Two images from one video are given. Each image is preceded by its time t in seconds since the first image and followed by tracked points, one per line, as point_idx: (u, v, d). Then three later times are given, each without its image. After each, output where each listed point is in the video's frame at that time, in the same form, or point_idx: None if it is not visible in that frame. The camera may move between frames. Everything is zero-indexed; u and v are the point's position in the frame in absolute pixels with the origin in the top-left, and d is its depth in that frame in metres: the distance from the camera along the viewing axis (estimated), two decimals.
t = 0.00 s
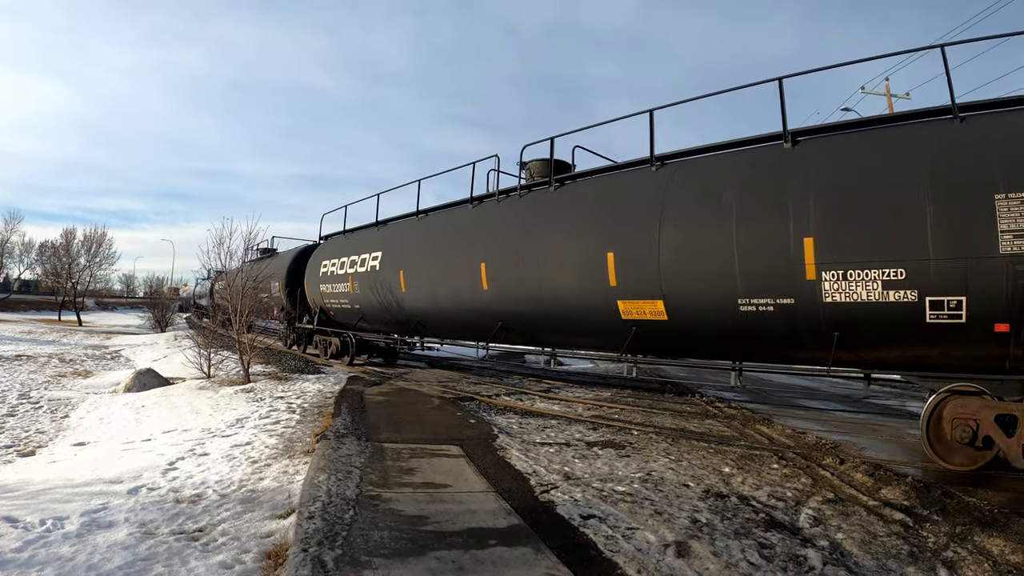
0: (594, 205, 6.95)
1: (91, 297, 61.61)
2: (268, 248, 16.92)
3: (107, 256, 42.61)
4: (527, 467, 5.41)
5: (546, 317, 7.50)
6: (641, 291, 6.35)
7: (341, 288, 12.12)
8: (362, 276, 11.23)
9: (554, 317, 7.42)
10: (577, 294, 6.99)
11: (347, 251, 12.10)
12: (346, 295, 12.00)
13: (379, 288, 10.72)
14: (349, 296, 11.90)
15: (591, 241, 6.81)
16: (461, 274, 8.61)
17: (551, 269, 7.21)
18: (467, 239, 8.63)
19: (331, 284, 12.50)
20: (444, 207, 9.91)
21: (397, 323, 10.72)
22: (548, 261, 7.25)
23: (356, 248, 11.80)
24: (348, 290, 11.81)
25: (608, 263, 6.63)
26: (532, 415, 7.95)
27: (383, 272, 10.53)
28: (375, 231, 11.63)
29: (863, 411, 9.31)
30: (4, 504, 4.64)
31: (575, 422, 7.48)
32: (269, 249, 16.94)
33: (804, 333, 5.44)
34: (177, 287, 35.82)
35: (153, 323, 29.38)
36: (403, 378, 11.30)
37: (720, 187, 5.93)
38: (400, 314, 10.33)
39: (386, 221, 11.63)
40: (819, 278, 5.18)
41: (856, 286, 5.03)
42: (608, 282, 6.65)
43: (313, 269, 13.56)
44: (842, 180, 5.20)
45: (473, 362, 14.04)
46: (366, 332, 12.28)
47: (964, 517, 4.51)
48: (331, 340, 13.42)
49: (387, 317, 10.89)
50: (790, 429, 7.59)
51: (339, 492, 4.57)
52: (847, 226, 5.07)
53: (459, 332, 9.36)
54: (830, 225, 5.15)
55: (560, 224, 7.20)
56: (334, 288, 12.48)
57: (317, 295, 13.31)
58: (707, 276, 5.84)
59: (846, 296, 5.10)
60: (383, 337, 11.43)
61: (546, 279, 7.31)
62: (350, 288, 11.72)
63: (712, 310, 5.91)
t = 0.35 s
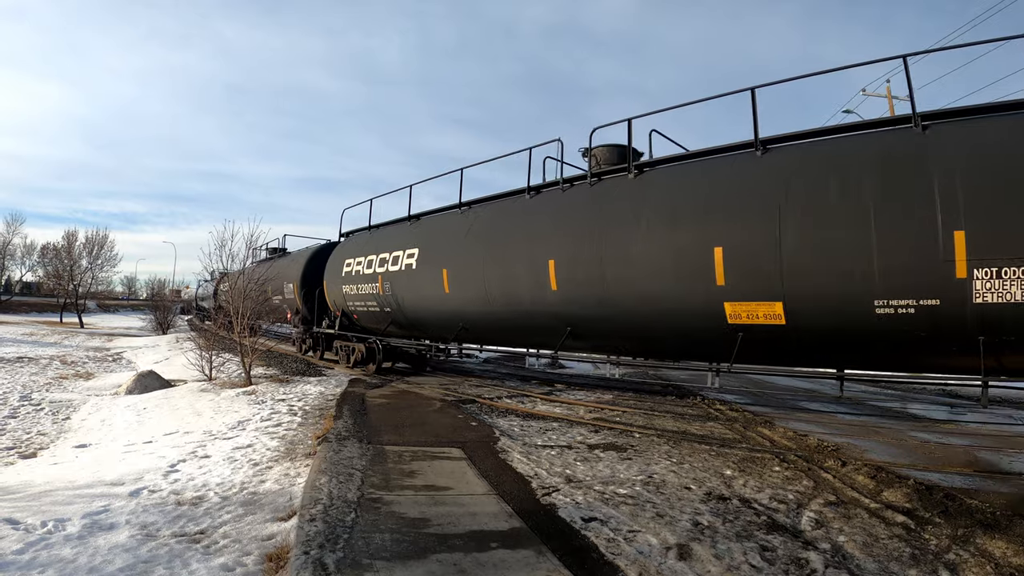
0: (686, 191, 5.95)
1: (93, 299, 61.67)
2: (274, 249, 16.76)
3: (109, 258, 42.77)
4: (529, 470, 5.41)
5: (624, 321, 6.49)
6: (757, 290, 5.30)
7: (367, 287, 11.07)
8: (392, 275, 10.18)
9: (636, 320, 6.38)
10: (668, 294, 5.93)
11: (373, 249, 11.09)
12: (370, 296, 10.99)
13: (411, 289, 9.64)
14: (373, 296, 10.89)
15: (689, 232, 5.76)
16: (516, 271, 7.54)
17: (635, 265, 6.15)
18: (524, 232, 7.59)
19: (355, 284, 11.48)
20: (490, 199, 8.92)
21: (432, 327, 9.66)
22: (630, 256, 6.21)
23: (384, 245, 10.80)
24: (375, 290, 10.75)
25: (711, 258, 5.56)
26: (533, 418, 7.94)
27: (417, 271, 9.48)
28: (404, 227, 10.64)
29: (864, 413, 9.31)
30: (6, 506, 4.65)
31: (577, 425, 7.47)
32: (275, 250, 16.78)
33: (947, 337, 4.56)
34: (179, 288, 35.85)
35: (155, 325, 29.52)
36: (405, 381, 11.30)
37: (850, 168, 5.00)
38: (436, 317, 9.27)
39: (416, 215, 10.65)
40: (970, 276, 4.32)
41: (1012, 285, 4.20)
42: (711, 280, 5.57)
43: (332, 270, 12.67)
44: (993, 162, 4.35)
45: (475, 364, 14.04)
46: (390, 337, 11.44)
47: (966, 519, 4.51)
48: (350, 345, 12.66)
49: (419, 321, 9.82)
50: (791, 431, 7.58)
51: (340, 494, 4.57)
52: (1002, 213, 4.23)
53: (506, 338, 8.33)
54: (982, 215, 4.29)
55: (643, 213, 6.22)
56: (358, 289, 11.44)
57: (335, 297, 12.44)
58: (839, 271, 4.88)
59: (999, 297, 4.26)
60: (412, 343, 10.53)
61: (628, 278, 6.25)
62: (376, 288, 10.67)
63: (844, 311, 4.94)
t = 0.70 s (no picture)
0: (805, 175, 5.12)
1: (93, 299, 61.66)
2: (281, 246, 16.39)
3: (110, 257, 42.77)
4: (529, 470, 5.41)
5: (724, 325, 5.60)
6: (900, 289, 4.52)
7: (397, 284, 9.96)
8: (428, 270, 9.10)
9: (742, 322, 5.47)
10: (788, 293, 5.06)
11: (405, 242, 10.00)
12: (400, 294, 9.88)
13: (452, 286, 8.58)
14: (403, 294, 9.82)
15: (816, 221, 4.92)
16: (588, 265, 6.53)
17: (747, 259, 5.23)
18: (597, 221, 6.60)
19: (382, 281, 10.38)
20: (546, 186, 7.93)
21: (475, 327, 8.61)
22: (738, 248, 5.29)
23: (418, 238, 9.73)
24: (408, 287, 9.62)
25: (844, 251, 4.74)
26: (534, 418, 7.95)
27: (460, 266, 8.41)
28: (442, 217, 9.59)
29: (864, 413, 9.31)
30: (6, 505, 4.65)
31: (577, 425, 7.48)
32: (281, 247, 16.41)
33: None
34: (179, 288, 35.84)
35: (156, 325, 29.54)
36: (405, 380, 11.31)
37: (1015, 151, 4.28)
38: (482, 315, 8.22)
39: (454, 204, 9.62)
40: None
41: None
42: (842, 277, 4.77)
43: (353, 266, 11.67)
44: None
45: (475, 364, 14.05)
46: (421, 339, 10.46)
47: (966, 519, 4.51)
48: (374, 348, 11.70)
49: (460, 320, 8.76)
50: (792, 431, 7.58)
51: (341, 494, 4.57)
52: None
53: (567, 341, 7.35)
54: None
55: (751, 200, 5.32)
56: (385, 286, 10.34)
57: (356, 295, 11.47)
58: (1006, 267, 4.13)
59: None
60: (450, 347, 9.53)
61: (736, 273, 5.32)
62: (409, 285, 9.58)
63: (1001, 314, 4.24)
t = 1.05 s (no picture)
0: (956, 158, 4.52)
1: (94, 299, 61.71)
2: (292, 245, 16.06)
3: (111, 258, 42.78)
4: (530, 470, 5.41)
5: (852, 326, 4.93)
6: None
7: (439, 282, 8.95)
8: (478, 265, 8.14)
9: (873, 323, 4.83)
10: (934, 290, 4.48)
11: (447, 235, 9.02)
12: (444, 296, 8.90)
13: (509, 283, 7.63)
14: (447, 294, 8.85)
15: (963, 211, 4.39)
16: (688, 257, 5.69)
17: (889, 251, 4.62)
18: (692, 210, 5.77)
19: (420, 279, 9.37)
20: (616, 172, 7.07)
21: (534, 328, 7.70)
22: (883, 241, 4.64)
23: (462, 230, 8.77)
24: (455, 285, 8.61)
25: (996, 244, 4.23)
26: (535, 418, 7.95)
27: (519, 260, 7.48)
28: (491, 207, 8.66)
29: (865, 413, 9.30)
30: (8, 505, 4.66)
31: (579, 425, 7.47)
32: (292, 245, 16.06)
33: None
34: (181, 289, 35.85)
35: (158, 326, 29.55)
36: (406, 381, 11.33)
37: None
38: (546, 315, 7.32)
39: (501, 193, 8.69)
40: None
41: None
42: (989, 272, 4.27)
43: (382, 261, 10.66)
44: None
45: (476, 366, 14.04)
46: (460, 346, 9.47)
47: (967, 520, 4.50)
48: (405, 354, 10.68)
49: (516, 320, 7.84)
50: (793, 432, 7.58)
51: (342, 494, 4.58)
52: None
53: (648, 343, 6.55)
54: None
55: (893, 186, 4.68)
56: (423, 285, 9.32)
57: (386, 295, 10.46)
58: None
59: None
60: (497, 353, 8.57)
61: (875, 270, 4.69)
62: (454, 283, 8.60)
63: None
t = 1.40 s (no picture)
0: None
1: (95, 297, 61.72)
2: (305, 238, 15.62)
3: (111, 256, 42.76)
4: (531, 468, 5.41)
5: (1007, 326, 4.33)
6: None
7: (491, 277, 8.01)
8: (542, 257, 7.24)
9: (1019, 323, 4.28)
10: None
11: (499, 224, 8.11)
12: (497, 293, 7.95)
13: (582, 279, 6.75)
14: (501, 289, 7.90)
15: None
16: (818, 247, 4.94)
17: None
18: (814, 194, 5.06)
19: (468, 274, 8.38)
20: (705, 152, 6.25)
21: (606, 328, 6.85)
22: None
23: (518, 218, 7.87)
24: (512, 280, 7.65)
25: None
26: (536, 416, 7.95)
27: (596, 252, 6.60)
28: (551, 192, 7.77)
29: (866, 412, 9.29)
30: (9, 502, 4.67)
31: (579, 424, 7.48)
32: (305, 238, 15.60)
33: None
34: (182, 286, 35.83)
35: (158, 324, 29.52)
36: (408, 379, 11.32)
37: None
38: (625, 314, 6.47)
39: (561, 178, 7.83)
40: None
41: None
42: None
43: (419, 253, 9.75)
44: None
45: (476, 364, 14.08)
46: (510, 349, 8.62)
47: (968, 519, 4.51)
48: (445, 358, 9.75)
49: (587, 320, 6.97)
50: (794, 431, 7.58)
51: (343, 492, 4.58)
52: None
53: (747, 346, 5.76)
54: None
55: None
56: (469, 280, 8.38)
57: (422, 290, 9.55)
58: None
59: None
60: (558, 356, 7.70)
61: None
62: (514, 279, 7.61)
63: None
